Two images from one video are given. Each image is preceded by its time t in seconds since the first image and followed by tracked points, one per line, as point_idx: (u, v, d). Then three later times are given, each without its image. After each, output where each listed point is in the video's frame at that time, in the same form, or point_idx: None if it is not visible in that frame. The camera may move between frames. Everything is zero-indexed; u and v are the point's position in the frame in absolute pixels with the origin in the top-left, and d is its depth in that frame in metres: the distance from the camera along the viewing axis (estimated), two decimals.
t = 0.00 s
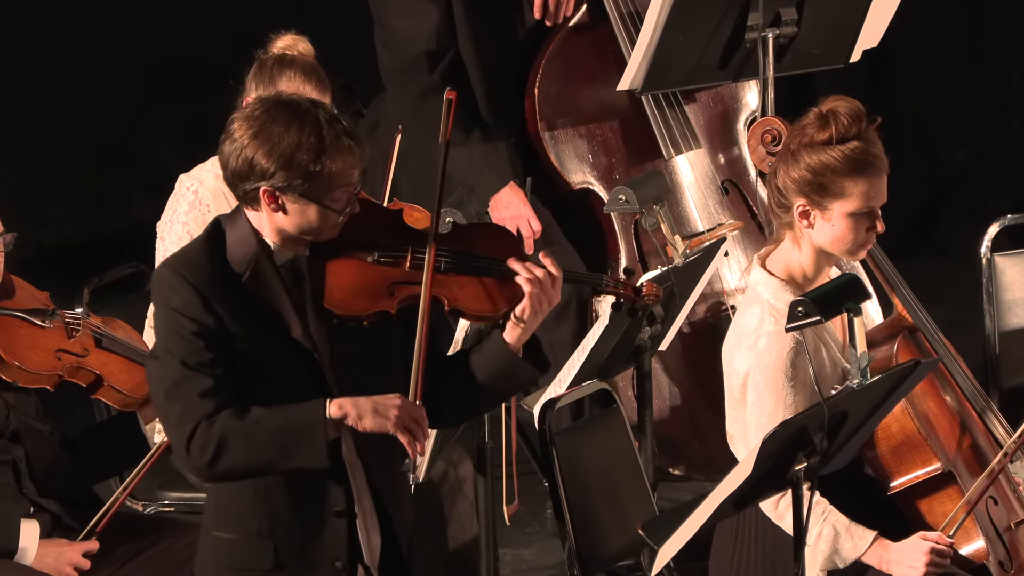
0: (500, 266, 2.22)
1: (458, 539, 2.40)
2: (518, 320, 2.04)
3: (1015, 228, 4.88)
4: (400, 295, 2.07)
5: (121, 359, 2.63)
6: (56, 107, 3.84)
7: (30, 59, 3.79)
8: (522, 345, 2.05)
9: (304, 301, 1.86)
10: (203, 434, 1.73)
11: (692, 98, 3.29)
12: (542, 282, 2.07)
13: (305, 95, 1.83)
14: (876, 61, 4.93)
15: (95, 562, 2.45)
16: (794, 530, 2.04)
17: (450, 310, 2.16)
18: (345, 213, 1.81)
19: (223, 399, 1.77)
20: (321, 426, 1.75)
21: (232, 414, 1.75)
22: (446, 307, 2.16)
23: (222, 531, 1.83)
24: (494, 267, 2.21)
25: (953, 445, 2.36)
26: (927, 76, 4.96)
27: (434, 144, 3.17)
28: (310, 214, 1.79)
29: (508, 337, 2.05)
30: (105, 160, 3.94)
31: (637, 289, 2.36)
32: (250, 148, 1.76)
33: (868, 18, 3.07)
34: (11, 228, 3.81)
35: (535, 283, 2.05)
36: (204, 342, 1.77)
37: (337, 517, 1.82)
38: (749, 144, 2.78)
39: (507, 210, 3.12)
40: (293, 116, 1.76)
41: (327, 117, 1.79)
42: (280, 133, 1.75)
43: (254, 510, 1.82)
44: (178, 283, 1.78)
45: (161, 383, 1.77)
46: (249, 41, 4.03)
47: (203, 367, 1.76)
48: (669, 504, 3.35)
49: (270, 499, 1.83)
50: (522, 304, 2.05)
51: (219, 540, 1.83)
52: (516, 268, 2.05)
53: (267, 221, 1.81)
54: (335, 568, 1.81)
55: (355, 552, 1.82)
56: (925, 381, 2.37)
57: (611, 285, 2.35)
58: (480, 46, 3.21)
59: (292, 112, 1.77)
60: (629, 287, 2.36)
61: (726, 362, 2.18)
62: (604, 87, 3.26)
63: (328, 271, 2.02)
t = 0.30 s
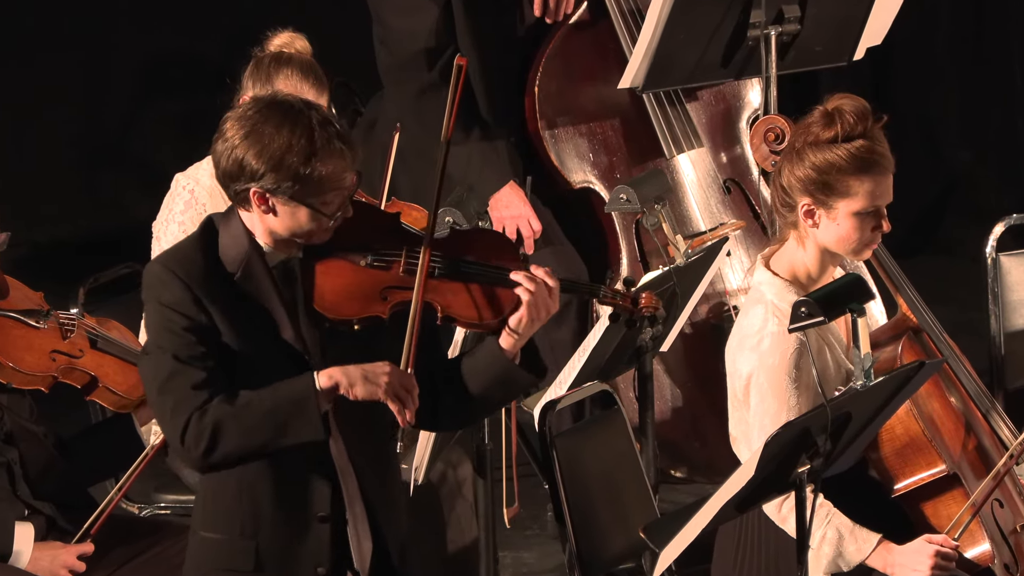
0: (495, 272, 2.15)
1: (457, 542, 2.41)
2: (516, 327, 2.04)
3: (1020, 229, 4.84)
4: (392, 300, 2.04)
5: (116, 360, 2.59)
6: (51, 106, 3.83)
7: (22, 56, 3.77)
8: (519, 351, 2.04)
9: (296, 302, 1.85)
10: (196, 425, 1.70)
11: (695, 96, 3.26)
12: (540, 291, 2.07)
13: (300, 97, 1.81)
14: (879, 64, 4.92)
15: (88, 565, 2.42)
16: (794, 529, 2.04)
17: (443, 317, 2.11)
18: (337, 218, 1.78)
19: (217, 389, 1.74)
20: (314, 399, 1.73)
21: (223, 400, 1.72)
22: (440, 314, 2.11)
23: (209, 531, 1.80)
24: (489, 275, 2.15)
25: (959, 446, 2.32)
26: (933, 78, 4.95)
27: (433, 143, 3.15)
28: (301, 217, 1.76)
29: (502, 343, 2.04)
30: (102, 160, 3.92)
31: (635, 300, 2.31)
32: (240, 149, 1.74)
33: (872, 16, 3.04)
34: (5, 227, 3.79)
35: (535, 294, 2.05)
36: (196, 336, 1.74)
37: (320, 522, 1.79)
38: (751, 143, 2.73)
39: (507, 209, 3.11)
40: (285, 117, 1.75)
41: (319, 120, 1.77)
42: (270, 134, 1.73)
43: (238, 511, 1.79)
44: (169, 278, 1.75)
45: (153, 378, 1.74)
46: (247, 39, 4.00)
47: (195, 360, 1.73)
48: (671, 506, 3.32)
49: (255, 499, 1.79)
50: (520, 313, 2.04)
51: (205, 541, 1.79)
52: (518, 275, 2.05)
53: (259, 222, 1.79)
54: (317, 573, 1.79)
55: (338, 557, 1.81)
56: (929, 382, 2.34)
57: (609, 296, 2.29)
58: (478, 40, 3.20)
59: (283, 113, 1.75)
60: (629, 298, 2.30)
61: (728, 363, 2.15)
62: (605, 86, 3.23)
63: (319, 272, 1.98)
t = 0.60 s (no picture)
0: (494, 283, 2.15)
1: (456, 545, 2.37)
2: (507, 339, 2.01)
3: None
4: (388, 307, 2.04)
5: (112, 360, 2.55)
6: (47, 105, 3.81)
7: (18, 56, 3.75)
8: (513, 364, 2.01)
9: (291, 305, 1.85)
10: (207, 409, 1.67)
11: (696, 94, 3.24)
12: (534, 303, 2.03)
13: (304, 100, 1.78)
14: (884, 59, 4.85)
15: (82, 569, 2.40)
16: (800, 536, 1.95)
17: (438, 327, 2.11)
18: (327, 228, 1.75)
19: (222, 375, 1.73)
20: (322, 370, 1.70)
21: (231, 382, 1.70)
22: (435, 324, 2.11)
23: (194, 527, 1.78)
24: (488, 286, 2.15)
25: (962, 447, 2.30)
26: (938, 78, 4.93)
27: (431, 142, 3.13)
28: (289, 223, 1.74)
29: (497, 356, 2.01)
30: (99, 158, 3.90)
31: (635, 317, 2.28)
32: (236, 148, 1.72)
33: (875, 12, 3.00)
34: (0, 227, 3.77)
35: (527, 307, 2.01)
36: (196, 326, 1.72)
37: (306, 526, 1.75)
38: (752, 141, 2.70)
39: (506, 208, 3.09)
40: (283, 123, 1.71)
41: (317, 128, 1.73)
42: (267, 139, 1.70)
43: (223, 508, 1.77)
44: (168, 271, 1.73)
45: (158, 368, 1.72)
46: (243, 36, 3.96)
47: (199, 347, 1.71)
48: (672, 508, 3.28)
49: (240, 500, 1.76)
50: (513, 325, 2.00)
51: (192, 537, 1.78)
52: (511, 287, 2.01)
53: (253, 221, 1.77)
54: None
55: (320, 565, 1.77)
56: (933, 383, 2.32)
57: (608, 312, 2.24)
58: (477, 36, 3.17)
59: (282, 118, 1.71)
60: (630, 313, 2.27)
61: (730, 364, 2.12)
62: (605, 83, 3.20)
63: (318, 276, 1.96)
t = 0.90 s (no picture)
0: (503, 287, 2.17)
1: (456, 548, 2.35)
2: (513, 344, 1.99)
3: None
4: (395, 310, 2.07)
5: (109, 362, 2.51)
6: (43, 104, 3.79)
7: (14, 54, 3.73)
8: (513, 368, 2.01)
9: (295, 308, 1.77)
10: (224, 411, 1.64)
11: (698, 92, 3.21)
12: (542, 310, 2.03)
13: (308, 103, 1.75)
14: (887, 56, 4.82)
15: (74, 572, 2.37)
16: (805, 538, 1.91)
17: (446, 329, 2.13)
18: (341, 230, 1.74)
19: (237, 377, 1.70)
20: (344, 377, 1.69)
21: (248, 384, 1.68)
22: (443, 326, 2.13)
23: (194, 531, 1.74)
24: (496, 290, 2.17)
25: (967, 449, 2.27)
26: (946, 74, 4.87)
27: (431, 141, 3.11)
28: (306, 228, 1.72)
29: (500, 357, 2.00)
30: (95, 157, 3.88)
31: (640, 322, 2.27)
32: (247, 157, 1.68)
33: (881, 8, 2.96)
34: None
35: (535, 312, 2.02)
36: (204, 326, 1.69)
37: (304, 532, 1.74)
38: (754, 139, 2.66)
39: (507, 207, 3.05)
40: (293, 129, 1.68)
41: (327, 131, 1.70)
42: (278, 145, 1.67)
43: (221, 513, 1.72)
44: (174, 269, 1.70)
45: (167, 368, 1.69)
46: (242, 33, 3.93)
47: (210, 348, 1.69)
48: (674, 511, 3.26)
49: (237, 504, 1.72)
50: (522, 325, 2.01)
51: (188, 540, 1.74)
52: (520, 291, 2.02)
53: (263, 227, 1.74)
54: None
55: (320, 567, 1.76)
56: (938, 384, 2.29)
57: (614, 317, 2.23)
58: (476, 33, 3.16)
59: (291, 123, 1.68)
60: (634, 317, 2.26)
61: (733, 365, 2.10)
62: (606, 82, 3.17)
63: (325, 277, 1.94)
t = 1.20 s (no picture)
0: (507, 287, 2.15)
1: (455, 551, 2.32)
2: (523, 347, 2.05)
3: None
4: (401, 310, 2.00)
5: (105, 363, 2.47)
6: (39, 101, 3.76)
7: (10, 52, 3.70)
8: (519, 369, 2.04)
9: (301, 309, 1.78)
10: (224, 434, 1.62)
11: (701, 90, 3.17)
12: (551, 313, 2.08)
13: (321, 100, 1.73)
14: (892, 53, 4.77)
15: None
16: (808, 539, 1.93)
17: (451, 330, 2.10)
18: (351, 229, 1.71)
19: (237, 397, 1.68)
20: (349, 418, 1.66)
21: (253, 410, 1.65)
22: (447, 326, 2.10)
23: (208, 540, 1.71)
24: (500, 290, 2.15)
25: (972, 452, 2.22)
26: (950, 72, 4.86)
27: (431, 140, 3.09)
28: (316, 227, 1.69)
29: (508, 358, 2.04)
30: (92, 156, 3.86)
31: (641, 319, 2.26)
32: (259, 153, 1.66)
33: (886, 4, 2.92)
34: None
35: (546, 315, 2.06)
36: (206, 338, 1.67)
37: (322, 534, 1.72)
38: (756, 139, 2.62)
39: (507, 206, 3.04)
40: (308, 125, 1.65)
41: (342, 128, 1.68)
42: (294, 141, 1.65)
43: (234, 520, 1.71)
44: (177, 276, 1.68)
45: (167, 382, 1.66)
46: (241, 30, 3.91)
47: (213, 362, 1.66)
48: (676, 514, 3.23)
49: (248, 510, 1.71)
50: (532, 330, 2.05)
51: (196, 548, 1.72)
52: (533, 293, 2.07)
53: (270, 225, 1.72)
54: None
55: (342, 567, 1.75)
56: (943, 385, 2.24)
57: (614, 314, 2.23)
58: (478, 32, 3.10)
59: (307, 118, 1.66)
60: (635, 315, 2.25)
61: (734, 366, 2.07)
62: (608, 80, 3.14)
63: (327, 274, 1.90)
